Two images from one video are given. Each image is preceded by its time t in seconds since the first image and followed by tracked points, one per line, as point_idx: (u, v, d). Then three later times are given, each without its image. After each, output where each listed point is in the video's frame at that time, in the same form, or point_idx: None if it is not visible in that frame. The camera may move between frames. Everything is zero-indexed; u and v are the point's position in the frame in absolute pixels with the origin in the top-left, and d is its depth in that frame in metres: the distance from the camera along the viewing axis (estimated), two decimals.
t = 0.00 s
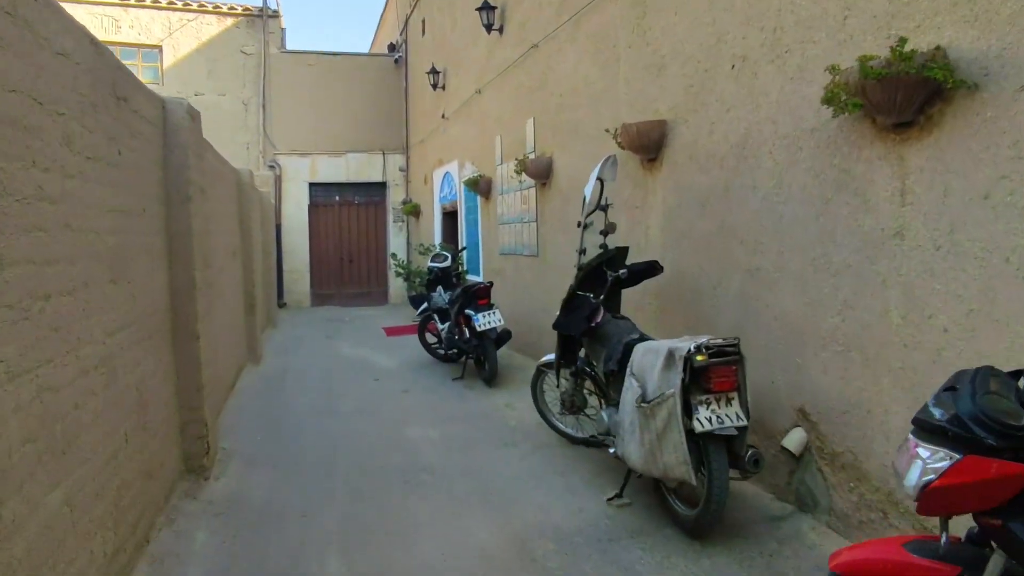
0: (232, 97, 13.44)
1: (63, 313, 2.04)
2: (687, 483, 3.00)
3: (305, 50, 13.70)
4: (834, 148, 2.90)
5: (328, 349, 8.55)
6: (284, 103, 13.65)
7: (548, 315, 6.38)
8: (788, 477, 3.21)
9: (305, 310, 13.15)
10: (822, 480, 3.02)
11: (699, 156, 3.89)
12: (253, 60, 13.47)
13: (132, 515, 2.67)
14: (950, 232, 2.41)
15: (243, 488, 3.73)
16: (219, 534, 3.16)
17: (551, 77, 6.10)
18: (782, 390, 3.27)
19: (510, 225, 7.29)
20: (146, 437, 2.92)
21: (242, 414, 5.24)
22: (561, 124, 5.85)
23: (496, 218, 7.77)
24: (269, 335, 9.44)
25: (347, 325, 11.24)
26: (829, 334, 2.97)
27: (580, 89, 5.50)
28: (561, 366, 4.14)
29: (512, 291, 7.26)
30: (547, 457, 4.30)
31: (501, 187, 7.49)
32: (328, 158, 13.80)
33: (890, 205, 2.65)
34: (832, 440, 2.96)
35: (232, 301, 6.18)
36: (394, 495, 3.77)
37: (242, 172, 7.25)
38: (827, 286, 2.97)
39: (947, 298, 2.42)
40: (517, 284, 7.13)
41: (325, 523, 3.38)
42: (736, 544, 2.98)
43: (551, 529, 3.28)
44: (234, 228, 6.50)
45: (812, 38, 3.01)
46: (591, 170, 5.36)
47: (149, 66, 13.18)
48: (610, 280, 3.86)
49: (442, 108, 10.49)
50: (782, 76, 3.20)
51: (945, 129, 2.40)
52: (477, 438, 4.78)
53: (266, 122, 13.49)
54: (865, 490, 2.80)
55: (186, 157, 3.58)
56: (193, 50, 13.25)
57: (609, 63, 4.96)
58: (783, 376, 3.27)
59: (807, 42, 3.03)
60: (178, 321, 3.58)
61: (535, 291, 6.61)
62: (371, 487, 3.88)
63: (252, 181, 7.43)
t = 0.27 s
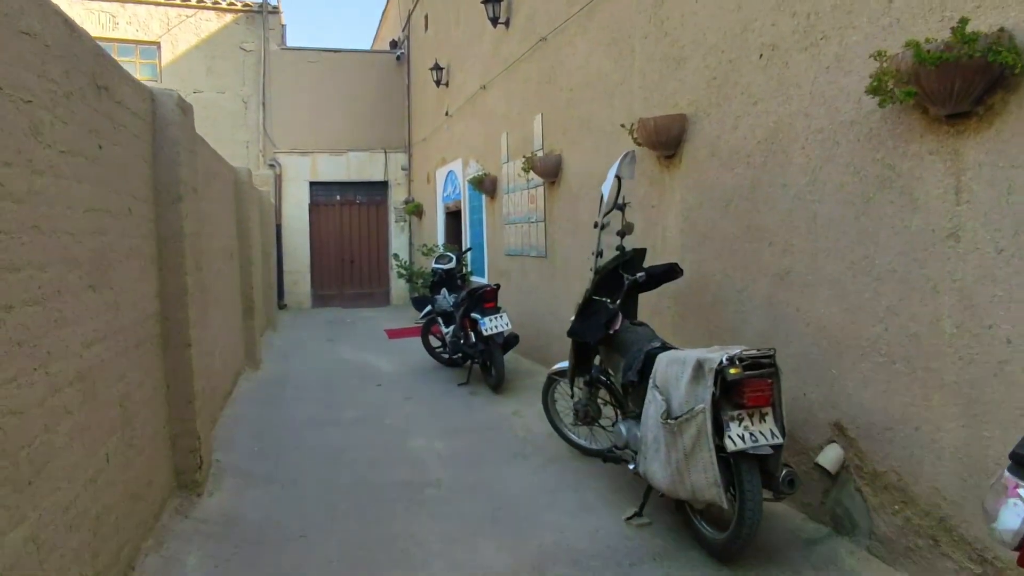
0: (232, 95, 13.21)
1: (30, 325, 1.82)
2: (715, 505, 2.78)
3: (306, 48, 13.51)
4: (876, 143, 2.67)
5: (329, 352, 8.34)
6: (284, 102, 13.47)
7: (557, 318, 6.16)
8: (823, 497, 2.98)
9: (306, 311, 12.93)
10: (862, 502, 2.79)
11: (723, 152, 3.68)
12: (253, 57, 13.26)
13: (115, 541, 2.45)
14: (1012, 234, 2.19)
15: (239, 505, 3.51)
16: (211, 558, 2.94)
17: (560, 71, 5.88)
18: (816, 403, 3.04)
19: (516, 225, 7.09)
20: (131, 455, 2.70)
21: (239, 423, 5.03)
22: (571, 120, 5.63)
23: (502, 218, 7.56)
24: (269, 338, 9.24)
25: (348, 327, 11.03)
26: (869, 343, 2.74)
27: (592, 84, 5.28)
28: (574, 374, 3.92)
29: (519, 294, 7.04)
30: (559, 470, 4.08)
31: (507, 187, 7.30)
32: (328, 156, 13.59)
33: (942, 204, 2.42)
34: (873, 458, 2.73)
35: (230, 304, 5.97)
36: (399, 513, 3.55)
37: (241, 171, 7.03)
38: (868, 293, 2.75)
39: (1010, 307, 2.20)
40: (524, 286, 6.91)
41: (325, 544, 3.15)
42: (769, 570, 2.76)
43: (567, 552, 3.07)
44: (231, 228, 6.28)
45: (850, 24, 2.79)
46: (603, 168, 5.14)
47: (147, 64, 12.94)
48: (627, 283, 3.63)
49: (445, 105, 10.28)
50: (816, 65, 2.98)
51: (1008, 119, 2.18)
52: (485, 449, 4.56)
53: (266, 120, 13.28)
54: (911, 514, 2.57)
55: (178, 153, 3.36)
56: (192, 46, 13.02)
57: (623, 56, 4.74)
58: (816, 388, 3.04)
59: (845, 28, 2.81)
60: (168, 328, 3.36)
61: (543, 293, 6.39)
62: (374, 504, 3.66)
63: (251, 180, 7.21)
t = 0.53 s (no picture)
0: (232, 94, 13.01)
1: None
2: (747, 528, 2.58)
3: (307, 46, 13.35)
4: (921, 138, 2.49)
5: (330, 356, 8.15)
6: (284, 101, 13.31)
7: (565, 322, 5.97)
8: (860, 517, 2.79)
9: (306, 313, 12.74)
10: (905, 524, 2.60)
11: (746, 149, 3.49)
12: (253, 56, 13.05)
13: (100, 570, 2.27)
14: None
15: (236, 523, 3.32)
16: None
17: (569, 66, 5.69)
18: (851, 416, 2.84)
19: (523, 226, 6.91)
20: (118, 475, 2.51)
21: (237, 432, 4.84)
22: (581, 117, 5.44)
23: (508, 218, 7.37)
24: (268, 341, 9.05)
25: (350, 329, 10.85)
26: (913, 353, 2.55)
27: (603, 79, 5.09)
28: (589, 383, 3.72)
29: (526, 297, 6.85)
30: (572, 483, 3.89)
31: (512, 186, 7.12)
32: (330, 156, 13.41)
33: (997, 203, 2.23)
34: (917, 477, 2.54)
35: (228, 308, 5.78)
36: (404, 530, 3.36)
37: (240, 170, 6.84)
38: (911, 299, 2.55)
39: None
40: (531, 289, 6.72)
41: (327, 566, 2.96)
42: None
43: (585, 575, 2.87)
44: (229, 229, 6.09)
45: (891, 10, 2.59)
46: (615, 167, 4.95)
47: (145, 62, 12.74)
48: (645, 287, 3.43)
49: (448, 103, 10.09)
50: (851, 55, 2.79)
51: None
52: (494, 459, 4.37)
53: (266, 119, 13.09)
54: (962, 539, 2.38)
55: (171, 150, 3.17)
56: (191, 45, 12.82)
57: (637, 49, 4.55)
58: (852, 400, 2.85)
59: (885, 14, 2.61)
60: (161, 336, 3.17)
61: (551, 296, 6.20)
62: (379, 521, 3.47)
63: (250, 180, 7.02)
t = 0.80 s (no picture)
0: (233, 92, 12.75)
1: None
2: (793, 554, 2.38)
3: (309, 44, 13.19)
4: (985, 129, 2.28)
5: (333, 359, 7.95)
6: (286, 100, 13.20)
7: (579, 326, 5.77)
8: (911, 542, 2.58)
9: (309, 315, 12.55)
10: (964, 550, 2.39)
11: (780, 144, 3.28)
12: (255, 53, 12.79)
13: None
14: None
15: (237, 542, 3.12)
16: None
17: (582, 60, 5.49)
18: (902, 433, 2.63)
19: (532, 226, 6.72)
20: (110, 497, 2.31)
21: (239, 441, 4.64)
22: (596, 112, 5.24)
23: (516, 218, 7.18)
24: (271, 344, 8.85)
25: (353, 331, 10.65)
26: (974, 364, 2.34)
27: (620, 73, 4.89)
28: (611, 393, 3.51)
29: (537, 299, 6.65)
30: (592, 498, 3.69)
31: (521, 185, 6.93)
32: (332, 155, 13.23)
33: None
34: (980, 500, 2.34)
35: (229, 311, 5.59)
36: (417, 550, 3.16)
37: (241, 169, 6.64)
38: (971, 305, 2.35)
39: None
40: (542, 291, 6.53)
41: None
42: None
43: None
44: (230, 229, 5.89)
45: None
46: (633, 164, 4.75)
47: (145, 59, 12.53)
48: (671, 291, 3.20)
49: (454, 100, 9.89)
50: (900, 42, 2.59)
51: None
52: (508, 471, 4.17)
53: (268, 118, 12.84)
54: None
55: (168, 144, 2.97)
56: (191, 42, 12.60)
57: (658, 41, 4.35)
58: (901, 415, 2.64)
59: None
60: (157, 343, 2.96)
61: (564, 299, 6.00)
62: (390, 539, 3.27)
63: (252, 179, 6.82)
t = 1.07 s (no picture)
0: (234, 90, 12.60)
1: None
2: None
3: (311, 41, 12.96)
4: None
5: (337, 364, 7.76)
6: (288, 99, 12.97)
7: (593, 331, 5.58)
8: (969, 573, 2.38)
9: (311, 317, 12.36)
10: None
11: (816, 142, 3.09)
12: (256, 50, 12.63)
13: None
14: None
15: (239, 566, 2.92)
16: None
17: (597, 56, 5.30)
18: (957, 453, 2.44)
19: (544, 227, 6.53)
20: (100, 526, 2.12)
21: (240, 453, 4.45)
22: (612, 109, 5.05)
23: (526, 219, 6.99)
24: (273, 348, 8.66)
25: (357, 334, 10.47)
26: None
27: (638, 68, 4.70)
28: (635, 406, 3.32)
29: (548, 303, 6.46)
30: (614, 515, 3.50)
31: (532, 186, 6.76)
32: (335, 154, 13.03)
33: None
34: None
35: (230, 316, 5.39)
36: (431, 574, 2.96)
37: (243, 168, 6.45)
38: None
39: None
40: (554, 294, 6.33)
41: None
42: None
43: None
44: (231, 230, 5.70)
45: None
46: (652, 163, 4.55)
47: (144, 57, 12.34)
48: (699, 299, 2.98)
49: (460, 99, 9.70)
50: (958, 30, 2.39)
51: None
52: (523, 486, 3.98)
53: (269, 117, 12.68)
54: None
55: (167, 141, 2.78)
56: (192, 39, 12.42)
57: (680, 34, 4.16)
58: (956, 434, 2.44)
59: None
60: (153, 354, 2.77)
61: (577, 303, 5.81)
62: (401, 561, 3.07)
63: (254, 179, 6.63)
